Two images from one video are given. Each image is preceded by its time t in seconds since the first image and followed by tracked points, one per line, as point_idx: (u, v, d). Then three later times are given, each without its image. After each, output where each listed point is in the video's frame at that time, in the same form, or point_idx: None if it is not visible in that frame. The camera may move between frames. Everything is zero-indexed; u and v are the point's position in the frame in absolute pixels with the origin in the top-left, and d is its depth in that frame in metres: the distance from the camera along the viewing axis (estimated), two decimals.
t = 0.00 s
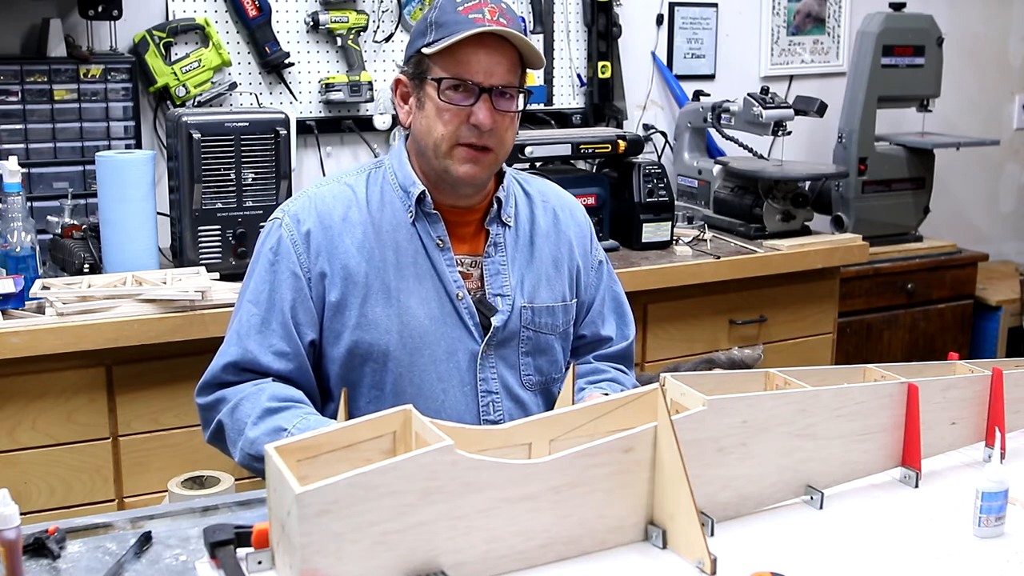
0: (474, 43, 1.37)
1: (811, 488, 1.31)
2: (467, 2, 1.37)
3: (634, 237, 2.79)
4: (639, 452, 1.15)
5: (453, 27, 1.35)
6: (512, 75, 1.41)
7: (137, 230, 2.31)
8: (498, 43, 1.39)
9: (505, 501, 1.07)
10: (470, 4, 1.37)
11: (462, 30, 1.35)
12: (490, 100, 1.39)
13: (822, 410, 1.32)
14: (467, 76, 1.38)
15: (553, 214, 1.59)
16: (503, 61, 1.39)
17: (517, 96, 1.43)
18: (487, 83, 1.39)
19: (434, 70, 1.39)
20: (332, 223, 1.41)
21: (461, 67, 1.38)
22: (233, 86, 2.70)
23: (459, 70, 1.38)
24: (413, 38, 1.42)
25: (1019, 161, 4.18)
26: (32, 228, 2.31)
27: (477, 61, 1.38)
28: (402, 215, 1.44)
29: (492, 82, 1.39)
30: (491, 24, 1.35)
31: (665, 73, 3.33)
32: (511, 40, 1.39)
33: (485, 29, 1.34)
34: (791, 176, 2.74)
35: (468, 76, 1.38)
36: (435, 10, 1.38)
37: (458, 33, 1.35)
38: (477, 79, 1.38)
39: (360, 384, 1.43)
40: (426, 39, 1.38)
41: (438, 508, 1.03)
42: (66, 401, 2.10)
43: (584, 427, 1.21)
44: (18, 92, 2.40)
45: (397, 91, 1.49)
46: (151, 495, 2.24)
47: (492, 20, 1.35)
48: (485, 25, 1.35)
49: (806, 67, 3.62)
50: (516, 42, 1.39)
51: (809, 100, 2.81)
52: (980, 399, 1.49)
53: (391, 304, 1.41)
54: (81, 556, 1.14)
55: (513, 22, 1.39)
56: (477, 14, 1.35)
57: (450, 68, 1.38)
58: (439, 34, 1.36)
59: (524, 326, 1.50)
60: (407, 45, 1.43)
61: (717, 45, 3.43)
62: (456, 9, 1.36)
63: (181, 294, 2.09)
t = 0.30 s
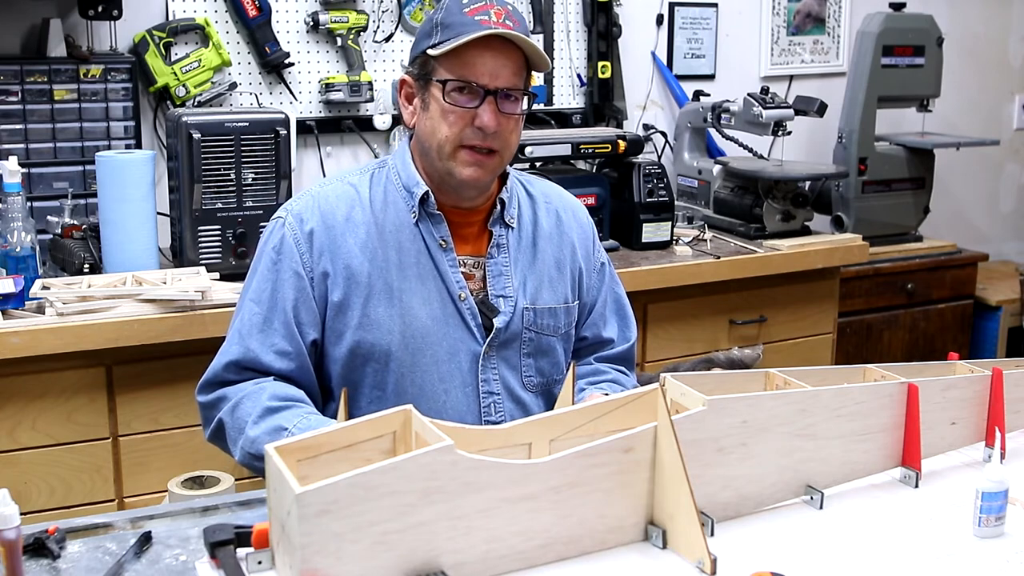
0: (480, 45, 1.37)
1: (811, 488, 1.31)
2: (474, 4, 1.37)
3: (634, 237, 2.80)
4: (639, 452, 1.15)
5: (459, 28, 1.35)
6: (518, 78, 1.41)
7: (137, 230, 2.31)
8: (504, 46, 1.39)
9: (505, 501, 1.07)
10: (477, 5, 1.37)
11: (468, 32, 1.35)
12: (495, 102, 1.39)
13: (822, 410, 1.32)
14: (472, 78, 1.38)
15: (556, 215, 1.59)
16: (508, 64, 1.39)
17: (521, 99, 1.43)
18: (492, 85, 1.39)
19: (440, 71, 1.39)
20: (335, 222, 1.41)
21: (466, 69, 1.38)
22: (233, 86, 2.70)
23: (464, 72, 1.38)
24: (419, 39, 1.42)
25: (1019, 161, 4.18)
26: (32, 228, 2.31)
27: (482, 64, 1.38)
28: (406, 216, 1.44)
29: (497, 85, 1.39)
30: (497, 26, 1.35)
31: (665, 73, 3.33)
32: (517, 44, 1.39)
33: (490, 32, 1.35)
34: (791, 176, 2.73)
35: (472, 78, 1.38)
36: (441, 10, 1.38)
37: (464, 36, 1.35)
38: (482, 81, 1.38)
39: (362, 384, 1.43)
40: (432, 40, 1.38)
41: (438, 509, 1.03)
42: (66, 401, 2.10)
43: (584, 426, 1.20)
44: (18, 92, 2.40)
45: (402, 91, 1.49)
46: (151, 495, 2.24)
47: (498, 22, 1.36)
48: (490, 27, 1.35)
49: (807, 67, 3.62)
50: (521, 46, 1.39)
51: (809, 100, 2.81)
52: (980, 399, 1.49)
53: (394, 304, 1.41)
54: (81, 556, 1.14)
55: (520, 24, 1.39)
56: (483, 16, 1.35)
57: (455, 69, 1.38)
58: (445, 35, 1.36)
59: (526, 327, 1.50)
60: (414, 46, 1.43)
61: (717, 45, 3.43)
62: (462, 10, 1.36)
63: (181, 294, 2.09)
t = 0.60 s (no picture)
0: (477, 46, 1.37)
1: (811, 488, 1.31)
2: (473, 4, 1.37)
3: (634, 237, 2.80)
4: (639, 452, 1.15)
5: (457, 28, 1.35)
6: (516, 78, 1.41)
7: (137, 230, 2.31)
8: (502, 47, 1.38)
9: (505, 501, 1.07)
10: (476, 6, 1.37)
11: (465, 33, 1.35)
12: (492, 102, 1.39)
13: (822, 410, 1.32)
14: (469, 78, 1.38)
15: (557, 216, 1.59)
16: (505, 65, 1.39)
17: (520, 99, 1.43)
18: (489, 86, 1.39)
19: (437, 73, 1.39)
20: (335, 222, 1.41)
21: (463, 70, 1.38)
22: (233, 86, 2.70)
23: (461, 73, 1.38)
24: (418, 38, 1.42)
25: (1019, 161, 4.18)
26: (32, 228, 2.31)
27: (479, 64, 1.38)
28: (406, 216, 1.44)
29: (494, 85, 1.39)
30: (495, 27, 1.35)
31: (665, 73, 3.33)
32: (515, 45, 1.38)
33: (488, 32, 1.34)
34: (791, 176, 2.73)
35: (469, 78, 1.38)
36: (440, 10, 1.38)
37: (460, 37, 1.35)
38: (479, 82, 1.38)
39: (362, 384, 1.43)
40: (430, 41, 1.38)
41: (438, 509, 1.03)
42: (66, 401, 2.10)
43: (584, 426, 1.20)
44: (18, 92, 2.40)
45: (403, 91, 1.49)
46: (151, 495, 2.24)
47: (496, 23, 1.36)
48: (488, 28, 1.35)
49: (807, 67, 3.62)
50: (520, 47, 1.39)
51: (809, 100, 2.81)
52: (980, 399, 1.49)
53: (394, 304, 1.41)
54: (81, 556, 1.14)
55: (519, 26, 1.39)
56: (481, 16, 1.35)
57: (452, 70, 1.38)
58: (443, 36, 1.36)
59: (526, 327, 1.50)
60: (413, 46, 1.43)
61: (717, 45, 3.43)
62: (460, 10, 1.36)
63: (181, 294, 2.09)
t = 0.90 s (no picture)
0: (475, 47, 1.37)
1: (811, 488, 1.31)
2: (471, 5, 1.37)
3: (634, 237, 2.80)
4: (639, 452, 1.15)
5: (456, 29, 1.35)
6: (516, 79, 1.41)
7: (137, 230, 2.31)
8: (501, 48, 1.38)
9: (505, 501, 1.07)
10: (475, 7, 1.37)
11: (464, 33, 1.35)
12: (491, 103, 1.39)
13: (822, 410, 1.32)
14: (468, 80, 1.38)
15: (559, 218, 1.59)
16: (504, 66, 1.39)
17: (521, 100, 1.43)
18: (488, 87, 1.39)
19: (437, 75, 1.40)
20: (336, 223, 1.41)
21: (462, 71, 1.38)
22: (233, 86, 2.70)
23: (460, 74, 1.38)
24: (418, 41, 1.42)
25: (1019, 161, 4.18)
26: (32, 228, 2.31)
27: (478, 66, 1.38)
28: (408, 218, 1.44)
29: (493, 86, 1.39)
30: (494, 27, 1.35)
31: (665, 73, 3.33)
32: (514, 46, 1.38)
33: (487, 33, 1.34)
34: (791, 176, 2.73)
35: (469, 79, 1.38)
36: (439, 12, 1.38)
37: (459, 37, 1.35)
38: (478, 83, 1.38)
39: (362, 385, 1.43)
40: (430, 43, 1.39)
41: (438, 509, 1.03)
42: (66, 401, 2.10)
43: (584, 426, 1.20)
44: (18, 92, 2.40)
45: (404, 93, 1.49)
46: (151, 495, 2.24)
47: (496, 24, 1.35)
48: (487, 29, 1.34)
49: (807, 67, 3.62)
50: (519, 48, 1.39)
51: (809, 100, 2.81)
52: (980, 399, 1.49)
53: (394, 306, 1.41)
54: (81, 556, 1.14)
55: (519, 26, 1.39)
56: (481, 17, 1.35)
57: (452, 72, 1.39)
58: (442, 37, 1.36)
59: (527, 330, 1.50)
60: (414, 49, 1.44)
61: (717, 45, 3.43)
62: (460, 12, 1.36)
63: (181, 294, 2.09)
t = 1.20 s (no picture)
0: (471, 49, 1.37)
1: (811, 488, 1.31)
2: (468, 7, 1.37)
3: (634, 237, 2.80)
4: (639, 452, 1.15)
5: (452, 31, 1.35)
6: (512, 81, 1.40)
7: (137, 230, 2.31)
8: (495, 49, 1.38)
9: (505, 501, 1.07)
10: (471, 9, 1.37)
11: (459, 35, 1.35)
12: (487, 106, 1.39)
13: (822, 410, 1.32)
14: (464, 81, 1.38)
15: (562, 220, 1.59)
16: (500, 67, 1.38)
17: (519, 102, 1.42)
18: (483, 89, 1.39)
19: (433, 77, 1.40)
20: (338, 226, 1.41)
21: (457, 73, 1.38)
22: (233, 86, 2.70)
23: (456, 76, 1.38)
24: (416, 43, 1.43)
25: (1019, 161, 4.18)
26: (32, 228, 2.31)
27: (473, 67, 1.38)
28: (410, 220, 1.44)
29: (489, 87, 1.39)
30: (489, 29, 1.35)
31: (665, 73, 3.33)
32: (510, 47, 1.38)
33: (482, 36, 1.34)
34: (791, 176, 2.73)
35: (464, 82, 1.38)
36: (437, 14, 1.39)
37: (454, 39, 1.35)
38: (473, 85, 1.38)
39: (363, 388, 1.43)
40: (427, 45, 1.39)
41: (438, 509, 1.03)
42: (66, 401, 2.10)
43: (584, 426, 1.20)
44: (18, 92, 2.40)
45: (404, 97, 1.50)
46: (151, 495, 2.24)
47: (490, 25, 1.35)
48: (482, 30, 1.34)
49: (807, 67, 3.62)
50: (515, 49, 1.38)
51: (809, 100, 2.81)
52: (980, 399, 1.49)
53: (396, 309, 1.41)
54: (81, 556, 1.14)
55: (517, 27, 1.39)
56: (476, 19, 1.35)
57: (447, 73, 1.39)
58: (438, 39, 1.37)
59: (529, 333, 1.50)
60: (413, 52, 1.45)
61: (717, 45, 3.43)
62: (456, 14, 1.36)
63: (181, 294, 2.09)
